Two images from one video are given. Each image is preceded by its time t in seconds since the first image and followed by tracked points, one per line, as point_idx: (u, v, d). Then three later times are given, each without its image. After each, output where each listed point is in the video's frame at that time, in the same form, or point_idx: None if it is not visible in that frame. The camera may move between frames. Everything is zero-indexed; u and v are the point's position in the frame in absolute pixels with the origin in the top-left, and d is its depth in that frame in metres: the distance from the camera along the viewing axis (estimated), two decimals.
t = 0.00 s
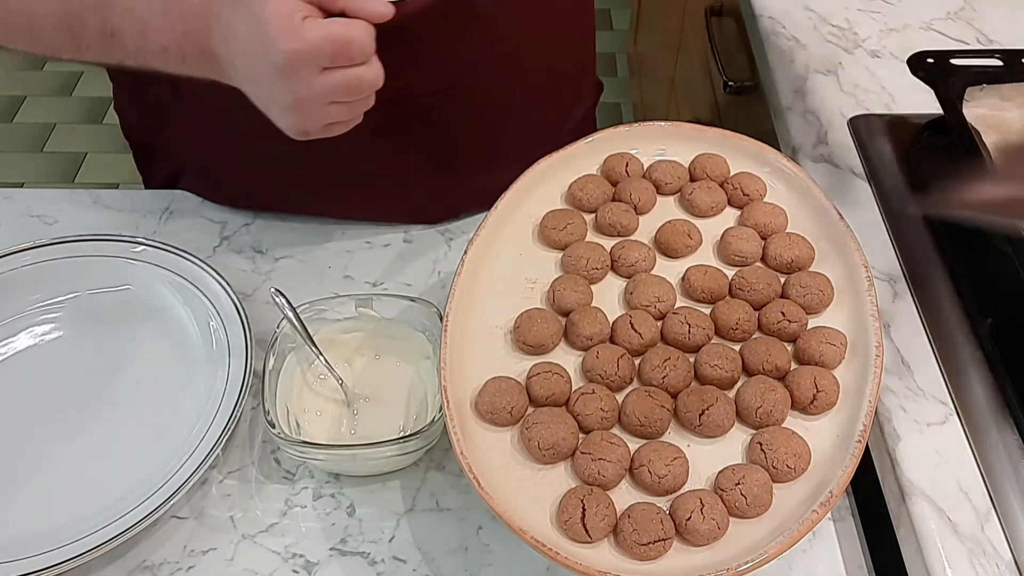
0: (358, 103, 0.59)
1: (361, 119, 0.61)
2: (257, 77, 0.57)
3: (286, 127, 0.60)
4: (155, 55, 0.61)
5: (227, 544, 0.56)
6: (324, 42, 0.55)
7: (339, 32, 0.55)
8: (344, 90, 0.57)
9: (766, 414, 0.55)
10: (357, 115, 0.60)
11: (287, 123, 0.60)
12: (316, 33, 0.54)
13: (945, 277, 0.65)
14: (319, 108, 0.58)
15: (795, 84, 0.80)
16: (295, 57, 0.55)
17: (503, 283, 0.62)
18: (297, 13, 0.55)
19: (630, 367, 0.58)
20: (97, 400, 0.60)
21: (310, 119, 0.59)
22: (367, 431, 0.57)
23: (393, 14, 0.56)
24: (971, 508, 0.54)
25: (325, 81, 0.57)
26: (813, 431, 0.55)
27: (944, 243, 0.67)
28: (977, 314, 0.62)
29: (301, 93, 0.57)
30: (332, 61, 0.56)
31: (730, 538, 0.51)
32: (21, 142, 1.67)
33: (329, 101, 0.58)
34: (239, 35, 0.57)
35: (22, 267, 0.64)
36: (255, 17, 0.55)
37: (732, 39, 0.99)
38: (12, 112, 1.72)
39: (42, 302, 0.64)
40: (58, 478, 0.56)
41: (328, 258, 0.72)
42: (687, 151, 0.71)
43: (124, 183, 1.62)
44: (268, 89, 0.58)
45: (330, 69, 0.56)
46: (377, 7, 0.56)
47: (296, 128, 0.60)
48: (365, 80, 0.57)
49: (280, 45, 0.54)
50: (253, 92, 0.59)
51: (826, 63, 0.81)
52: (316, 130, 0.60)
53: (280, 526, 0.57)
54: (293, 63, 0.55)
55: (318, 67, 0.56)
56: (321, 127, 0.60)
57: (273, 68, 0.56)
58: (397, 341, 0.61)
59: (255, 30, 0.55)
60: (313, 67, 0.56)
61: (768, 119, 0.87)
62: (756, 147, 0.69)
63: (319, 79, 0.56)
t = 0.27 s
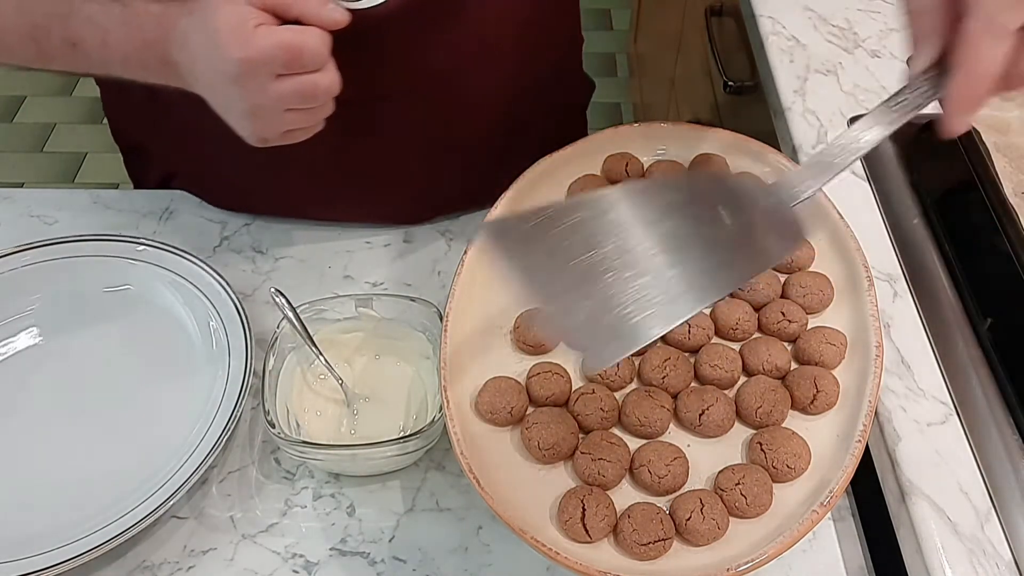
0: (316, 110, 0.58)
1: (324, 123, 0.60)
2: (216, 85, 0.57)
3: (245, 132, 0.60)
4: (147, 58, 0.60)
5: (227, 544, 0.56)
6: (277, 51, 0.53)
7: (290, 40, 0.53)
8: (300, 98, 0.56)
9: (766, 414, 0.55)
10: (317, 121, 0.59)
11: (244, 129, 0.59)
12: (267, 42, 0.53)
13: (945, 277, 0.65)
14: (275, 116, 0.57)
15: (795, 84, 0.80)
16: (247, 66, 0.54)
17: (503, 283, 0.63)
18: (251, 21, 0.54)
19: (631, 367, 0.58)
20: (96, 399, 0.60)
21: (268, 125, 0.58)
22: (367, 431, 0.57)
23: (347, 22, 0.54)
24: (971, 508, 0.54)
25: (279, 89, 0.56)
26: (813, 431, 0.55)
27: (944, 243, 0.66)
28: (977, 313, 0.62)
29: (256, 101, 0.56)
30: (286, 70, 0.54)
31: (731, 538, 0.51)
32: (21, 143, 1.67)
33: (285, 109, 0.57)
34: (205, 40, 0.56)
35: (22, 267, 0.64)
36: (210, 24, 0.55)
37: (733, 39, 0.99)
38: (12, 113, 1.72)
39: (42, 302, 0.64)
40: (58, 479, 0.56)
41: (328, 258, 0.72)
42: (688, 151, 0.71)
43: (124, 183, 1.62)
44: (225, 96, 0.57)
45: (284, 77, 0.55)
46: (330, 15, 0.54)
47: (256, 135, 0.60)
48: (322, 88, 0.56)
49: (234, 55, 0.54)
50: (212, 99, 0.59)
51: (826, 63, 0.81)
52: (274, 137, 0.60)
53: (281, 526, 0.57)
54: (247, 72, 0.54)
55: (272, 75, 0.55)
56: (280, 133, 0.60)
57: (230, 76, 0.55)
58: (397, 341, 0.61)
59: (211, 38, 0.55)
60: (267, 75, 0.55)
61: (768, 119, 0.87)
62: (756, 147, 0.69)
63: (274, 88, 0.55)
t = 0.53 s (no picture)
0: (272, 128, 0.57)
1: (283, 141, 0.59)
2: (177, 100, 0.57)
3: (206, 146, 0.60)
4: (129, 63, 0.60)
5: (227, 544, 0.56)
6: (229, 67, 0.53)
7: (241, 57, 0.53)
8: (253, 114, 0.55)
9: (766, 414, 0.55)
10: (276, 139, 0.59)
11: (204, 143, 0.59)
12: (218, 58, 0.53)
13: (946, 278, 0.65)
14: (233, 132, 0.57)
15: (795, 84, 0.80)
16: (199, 82, 0.54)
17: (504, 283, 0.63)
18: (205, 36, 0.54)
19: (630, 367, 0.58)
20: (96, 399, 0.60)
21: (225, 141, 0.58)
22: (367, 431, 0.57)
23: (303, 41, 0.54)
24: (971, 508, 0.54)
25: (233, 106, 0.55)
26: (814, 431, 0.55)
27: (944, 243, 0.66)
28: (977, 314, 0.62)
29: (210, 116, 0.56)
30: (237, 86, 0.54)
31: (730, 538, 0.51)
32: (20, 143, 1.67)
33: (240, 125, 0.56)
34: (161, 54, 0.55)
35: (22, 267, 0.64)
36: (167, 38, 0.55)
37: (733, 39, 0.98)
38: (12, 113, 1.72)
39: (42, 302, 0.64)
40: (58, 479, 0.56)
41: (329, 258, 0.72)
42: (687, 151, 0.71)
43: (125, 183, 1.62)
44: (181, 109, 0.57)
45: (236, 94, 0.55)
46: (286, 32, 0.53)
47: (214, 150, 0.59)
48: (277, 105, 0.55)
49: (186, 70, 0.54)
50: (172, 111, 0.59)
51: (826, 63, 0.81)
52: (232, 151, 0.60)
53: (281, 526, 0.57)
54: (199, 87, 0.54)
55: (225, 92, 0.54)
56: (239, 148, 0.59)
57: (181, 89, 0.55)
58: (396, 342, 0.61)
59: (169, 51, 0.55)
60: (220, 92, 0.54)
61: (768, 119, 0.87)
62: (756, 147, 0.69)
63: (227, 105, 0.55)
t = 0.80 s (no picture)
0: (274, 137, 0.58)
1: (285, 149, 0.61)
2: (179, 113, 0.57)
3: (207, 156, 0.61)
4: (131, 76, 0.60)
5: (227, 544, 0.56)
6: (231, 79, 0.53)
7: (244, 69, 0.53)
8: (256, 124, 0.56)
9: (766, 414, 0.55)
10: (279, 148, 0.60)
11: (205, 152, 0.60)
12: (221, 70, 0.53)
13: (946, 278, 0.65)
14: (235, 141, 0.58)
15: (795, 84, 0.79)
16: (201, 94, 0.54)
17: (504, 283, 0.63)
18: (206, 48, 0.54)
19: (630, 368, 0.58)
20: (96, 399, 0.60)
21: (227, 150, 0.59)
22: (367, 431, 0.57)
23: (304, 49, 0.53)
24: (971, 508, 0.54)
25: (236, 116, 0.56)
26: (814, 430, 0.55)
27: (945, 243, 0.67)
28: (977, 314, 0.62)
29: (212, 128, 0.57)
30: (241, 97, 0.54)
31: (730, 538, 0.51)
32: (20, 143, 1.67)
33: (242, 136, 0.57)
34: (162, 65, 0.56)
35: (23, 267, 0.64)
36: (168, 50, 0.55)
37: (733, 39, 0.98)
38: (12, 113, 1.72)
39: (42, 303, 0.64)
40: (58, 478, 0.56)
41: (329, 258, 0.72)
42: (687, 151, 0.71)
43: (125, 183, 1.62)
44: (182, 120, 0.58)
45: (239, 105, 0.55)
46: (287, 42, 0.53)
47: (216, 160, 0.60)
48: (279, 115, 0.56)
49: (188, 82, 0.54)
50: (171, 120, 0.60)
51: (826, 63, 0.81)
52: (234, 161, 0.60)
53: (281, 526, 0.57)
54: (201, 98, 0.55)
55: (228, 103, 0.55)
56: (240, 158, 0.60)
57: (183, 100, 0.55)
58: (397, 341, 0.61)
59: (170, 64, 0.55)
60: (222, 103, 0.55)
61: (768, 119, 0.87)
62: (755, 147, 0.69)
63: (230, 116, 0.56)
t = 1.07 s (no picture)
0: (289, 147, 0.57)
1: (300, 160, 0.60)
2: (201, 125, 0.56)
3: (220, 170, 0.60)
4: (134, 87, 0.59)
5: (227, 544, 0.56)
6: (246, 90, 0.53)
7: (259, 78, 0.53)
8: (271, 134, 0.55)
9: (766, 414, 0.55)
10: (294, 158, 0.59)
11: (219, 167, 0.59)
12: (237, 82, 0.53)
13: (945, 278, 0.65)
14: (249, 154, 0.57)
15: (795, 84, 0.79)
16: (216, 106, 0.54)
17: (504, 283, 0.63)
18: (220, 57, 0.54)
19: (630, 367, 0.58)
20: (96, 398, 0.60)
21: (242, 163, 0.58)
22: (367, 431, 0.57)
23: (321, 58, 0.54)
24: (971, 508, 0.54)
25: (250, 127, 0.55)
26: (814, 430, 0.55)
27: (944, 243, 0.67)
28: (977, 313, 0.62)
29: (226, 140, 0.56)
30: (255, 108, 0.54)
31: (730, 538, 0.51)
32: (20, 143, 1.67)
33: (258, 148, 0.56)
34: (170, 75, 0.55)
35: (23, 267, 0.64)
36: (178, 63, 0.54)
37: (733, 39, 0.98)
38: (12, 113, 1.72)
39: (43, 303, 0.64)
40: (58, 477, 0.56)
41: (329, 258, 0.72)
42: (687, 151, 0.71)
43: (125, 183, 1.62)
44: (196, 134, 0.57)
45: (254, 116, 0.55)
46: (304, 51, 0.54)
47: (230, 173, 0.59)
48: (295, 125, 0.55)
49: (201, 94, 0.53)
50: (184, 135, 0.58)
51: (826, 63, 0.81)
52: (249, 173, 0.60)
53: (281, 526, 0.57)
54: (216, 110, 0.54)
55: (243, 113, 0.54)
56: (254, 171, 0.59)
57: (199, 110, 0.54)
58: (397, 342, 0.61)
59: (184, 76, 0.54)
60: (237, 113, 0.54)
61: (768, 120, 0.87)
62: (755, 147, 0.69)
63: (245, 127, 0.55)
